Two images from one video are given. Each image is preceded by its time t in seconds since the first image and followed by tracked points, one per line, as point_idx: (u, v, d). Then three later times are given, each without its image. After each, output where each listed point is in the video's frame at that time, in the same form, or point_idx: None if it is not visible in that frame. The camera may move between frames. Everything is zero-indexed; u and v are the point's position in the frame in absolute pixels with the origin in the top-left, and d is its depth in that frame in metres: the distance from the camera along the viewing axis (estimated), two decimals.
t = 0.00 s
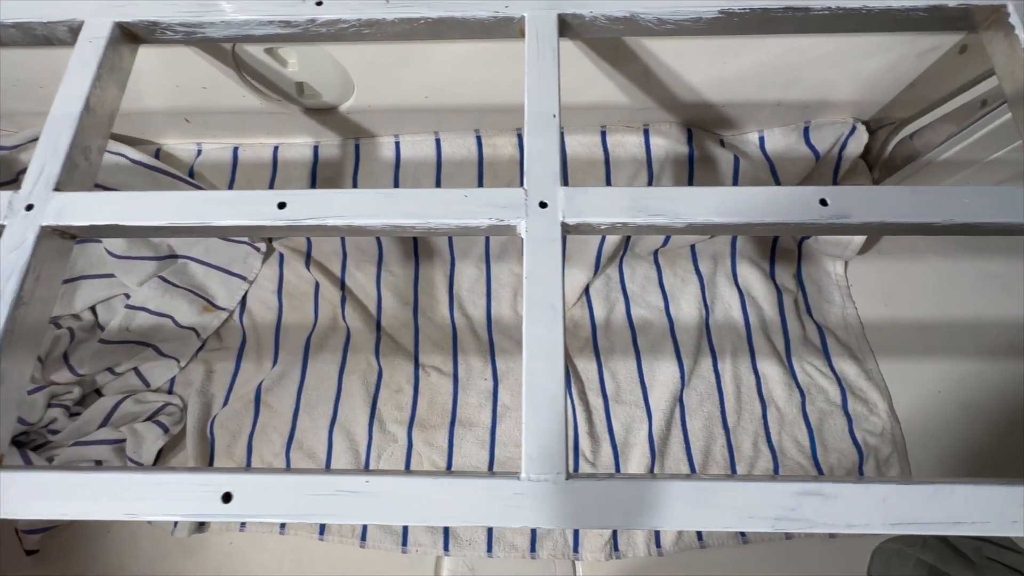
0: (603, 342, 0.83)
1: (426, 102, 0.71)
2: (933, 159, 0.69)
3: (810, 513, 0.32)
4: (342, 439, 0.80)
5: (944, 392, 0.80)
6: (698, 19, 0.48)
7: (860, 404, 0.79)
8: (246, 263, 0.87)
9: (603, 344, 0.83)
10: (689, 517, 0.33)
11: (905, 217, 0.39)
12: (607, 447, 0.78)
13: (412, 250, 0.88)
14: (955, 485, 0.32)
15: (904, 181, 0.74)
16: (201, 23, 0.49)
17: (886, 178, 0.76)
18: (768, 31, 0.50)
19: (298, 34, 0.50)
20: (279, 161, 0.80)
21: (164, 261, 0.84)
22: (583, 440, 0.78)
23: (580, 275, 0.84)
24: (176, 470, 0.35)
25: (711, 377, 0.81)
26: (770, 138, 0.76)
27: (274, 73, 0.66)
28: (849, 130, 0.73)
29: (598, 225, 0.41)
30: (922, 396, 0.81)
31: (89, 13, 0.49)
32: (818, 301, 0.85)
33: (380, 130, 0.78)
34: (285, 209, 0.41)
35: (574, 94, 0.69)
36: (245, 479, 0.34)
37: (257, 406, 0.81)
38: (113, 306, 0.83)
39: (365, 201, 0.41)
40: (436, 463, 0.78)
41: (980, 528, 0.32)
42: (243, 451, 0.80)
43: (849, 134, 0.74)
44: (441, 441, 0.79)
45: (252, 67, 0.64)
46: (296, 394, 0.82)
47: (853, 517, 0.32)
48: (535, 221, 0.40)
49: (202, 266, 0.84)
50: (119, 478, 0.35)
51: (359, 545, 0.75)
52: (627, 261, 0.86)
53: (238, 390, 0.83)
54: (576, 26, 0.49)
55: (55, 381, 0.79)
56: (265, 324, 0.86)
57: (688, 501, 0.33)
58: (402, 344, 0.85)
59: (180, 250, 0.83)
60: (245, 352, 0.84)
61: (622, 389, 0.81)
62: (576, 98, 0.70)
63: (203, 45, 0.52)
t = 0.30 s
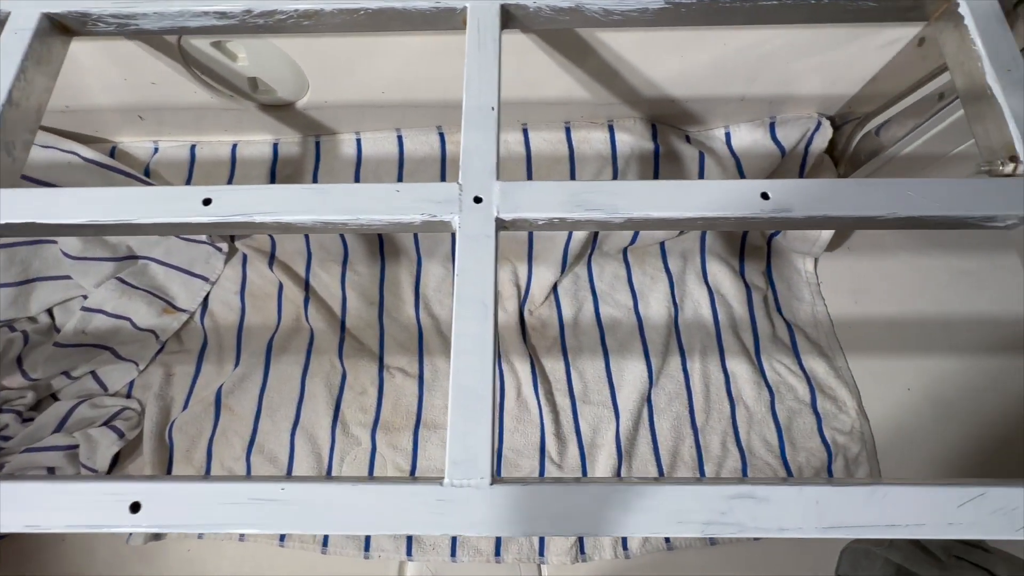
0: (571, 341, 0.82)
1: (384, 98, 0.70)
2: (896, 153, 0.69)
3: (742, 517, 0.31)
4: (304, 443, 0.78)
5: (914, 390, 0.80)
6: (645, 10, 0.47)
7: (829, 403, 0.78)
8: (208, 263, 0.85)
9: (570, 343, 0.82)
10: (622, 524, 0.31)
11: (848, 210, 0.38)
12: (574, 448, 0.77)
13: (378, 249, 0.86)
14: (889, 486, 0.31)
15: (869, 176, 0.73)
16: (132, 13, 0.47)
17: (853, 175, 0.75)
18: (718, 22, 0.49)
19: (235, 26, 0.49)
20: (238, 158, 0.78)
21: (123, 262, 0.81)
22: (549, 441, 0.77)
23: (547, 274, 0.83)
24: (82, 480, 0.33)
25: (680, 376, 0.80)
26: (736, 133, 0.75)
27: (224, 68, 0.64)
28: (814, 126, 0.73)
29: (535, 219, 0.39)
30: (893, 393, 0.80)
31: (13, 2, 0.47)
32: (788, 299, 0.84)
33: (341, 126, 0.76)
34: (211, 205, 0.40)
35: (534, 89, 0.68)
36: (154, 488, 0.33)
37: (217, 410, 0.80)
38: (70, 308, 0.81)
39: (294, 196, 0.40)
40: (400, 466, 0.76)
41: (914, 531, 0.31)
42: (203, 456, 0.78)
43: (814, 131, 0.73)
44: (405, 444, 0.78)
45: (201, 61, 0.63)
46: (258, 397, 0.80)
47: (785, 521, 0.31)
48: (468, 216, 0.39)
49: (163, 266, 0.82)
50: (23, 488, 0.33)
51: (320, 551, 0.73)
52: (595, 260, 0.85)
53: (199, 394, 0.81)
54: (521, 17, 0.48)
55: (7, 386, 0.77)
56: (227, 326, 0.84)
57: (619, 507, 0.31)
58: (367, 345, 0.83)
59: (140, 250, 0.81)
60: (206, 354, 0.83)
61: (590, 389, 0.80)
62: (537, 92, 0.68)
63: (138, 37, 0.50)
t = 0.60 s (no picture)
0: (549, 344, 0.81)
1: (356, 99, 0.69)
2: (871, 154, 0.69)
3: (693, 526, 0.30)
4: (278, 449, 0.77)
5: (894, 391, 0.79)
6: (607, 9, 0.46)
7: (809, 405, 0.78)
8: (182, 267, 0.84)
9: (548, 346, 0.81)
10: (572, 534, 0.31)
11: (807, 210, 0.38)
12: (551, 452, 0.76)
13: (355, 252, 0.85)
14: (842, 493, 0.30)
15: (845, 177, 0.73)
16: (85, 13, 0.46)
17: (829, 175, 0.75)
18: (683, 21, 0.48)
19: (192, 26, 0.48)
20: (210, 161, 0.77)
21: (95, 267, 0.80)
22: (526, 445, 0.76)
23: (525, 276, 0.82)
24: (14, 493, 0.32)
25: (659, 378, 0.79)
26: (713, 134, 0.75)
27: (190, 70, 0.63)
28: (790, 127, 0.72)
29: (491, 222, 0.39)
30: (873, 395, 0.80)
31: None
32: (768, 300, 0.84)
33: (314, 128, 0.75)
34: (159, 209, 0.39)
35: (506, 90, 0.67)
36: (90, 500, 0.32)
37: (190, 416, 0.78)
38: (41, 314, 0.79)
39: (244, 198, 0.39)
40: (374, 472, 0.75)
41: (869, 538, 0.30)
42: (174, 463, 0.77)
43: (790, 131, 0.73)
44: (381, 449, 0.77)
45: (166, 63, 0.62)
46: (232, 403, 0.79)
47: (737, 529, 0.30)
48: (421, 218, 0.38)
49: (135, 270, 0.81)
50: None
51: (293, 560, 0.72)
52: (574, 262, 0.84)
53: (171, 400, 0.80)
54: (482, 16, 0.47)
55: None
56: (201, 331, 0.83)
57: (568, 516, 0.31)
58: (343, 349, 0.82)
59: (113, 254, 0.80)
60: (179, 360, 0.81)
61: (568, 393, 0.79)
62: (509, 94, 0.68)
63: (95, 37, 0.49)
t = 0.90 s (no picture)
0: (526, 345, 0.80)
1: (325, 96, 0.68)
2: (847, 150, 0.67)
3: (642, 530, 0.29)
4: (248, 454, 0.75)
5: (876, 391, 0.78)
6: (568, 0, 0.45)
7: (789, 406, 0.77)
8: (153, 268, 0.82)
9: (525, 348, 0.80)
10: (516, 540, 0.29)
11: (767, 203, 0.37)
12: (528, 456, 0.74)
13: (329, 253, 0.84)
14: (797, 495, 0.29)
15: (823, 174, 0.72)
16: (32, 4, 0.45)
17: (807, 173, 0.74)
18: (647, 12, 0.47)
19: (144, 18, 0.46)
20: (179, 160, 0.75)
21: (63, 268, 0.78)
22: (502, 449, 0.74)
23: (501, 277, 0.81)
24: None
25: (637, 380, 0.78)
26: (690, 132, 0.74)
27: (153, 65, 0.62)
28: (767, 123, 0.71)
29: (441, 215, 0.37)
30: (855, 396, 0.78)
31: None
32: (748, 300, 0.82)
33: (285, 127, 0.74)
34: (96, 203, 0.37)
35: (478, 86, 0.66)
36: (9, 507, 0.30)
37: (158, 420, 0.77)
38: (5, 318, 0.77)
39: (186, 192, 0.37)
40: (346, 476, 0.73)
41: (824, 543, 0.29)
42: (141, 468, 0.75)
43: (767, 128, 0.72)
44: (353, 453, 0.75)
45: (128, 58, 0.60)
46: (202, 407, 0.77)
47: (687, 534, 0.29)
48: (368, 212, 0.37)
49: (104, 271, 0.79)
50: None
51: (262, 568, 0.70)
52: (552, 262, 0.83)
53: (140, 404, 0.78)
54: (441, 8, 0.46)
55: None
56: (171, 333, 0.81)
57: (510, 522, 0.29)
58: (317, 351, 0.81)
59: (80, 254, 0.78)
60: (148, 363, 0.80)
61: (545, 395, 0.78)
62: (481, 90, 0.67)
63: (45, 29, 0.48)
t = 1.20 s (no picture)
0: (507, 351, 0.79)
1: (301, 101, 0.68)
2: (824, 153, 0.67)
3: (593, 541, 0.28)
4: (222, 463, 0.74)
5: (861, 398, 0.77)
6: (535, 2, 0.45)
7: (773, 413, 0.76)
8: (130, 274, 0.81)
9: (506, 354, 0.79)
10: (462, 551, 0.28)
11: (730, 204, 0.36)
12: (507, 464, 0.73)
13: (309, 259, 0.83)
14: (754, 504, 0.28)
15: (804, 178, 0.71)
16: None
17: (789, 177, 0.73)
18: (615, 14, 0.47)
19: (108, 21, 0.46)
20: (156, 165, 0.75)
21: (39, 274, 0.74)
22: (481, 458, 0.73)
23: (481, 283, 0.80)
24: None
25: (619, 386, 0.77)
26: (669, 136, 0.74)
27: (126, 70, 0.61)
28: (746, 128, 0.71)
29: (398, 217, 0.36)
30: (840, 402, 0.78)
31: None
32: (731, 306, 0.82)
33: (262, 132, 0.74)
34: (47, 205, 0.36)
35: (454, 90, 0.66)
36: None
37: (132, 429, 0.75)
38: None
39: (140, 194, 0.37)
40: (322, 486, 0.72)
41: (782, 553, 0.28)
42: (113, 478, 0.73)
43: (747, 132, 0.71)
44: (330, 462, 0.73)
45: (101, 63, 0.60)
46: (176, 415, 0.76)
47: (640, 544, 0.28)
48: (323, 213, 0.36)
49: (85, 277, 0.77)
50: None
51: None
52: (533, 267, 0.83)
53: (114, 413, 0.77)
54: (408, 10, 0.46)
55: None
56: (147, 340, 0.80)
57: (458, 532, 0.28)
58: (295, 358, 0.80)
59: (62, 262, 0.75)
60: (123, 371, 0.79)
61: (525, 402, 0.77)
62: (457, 94, 0.66)
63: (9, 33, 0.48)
